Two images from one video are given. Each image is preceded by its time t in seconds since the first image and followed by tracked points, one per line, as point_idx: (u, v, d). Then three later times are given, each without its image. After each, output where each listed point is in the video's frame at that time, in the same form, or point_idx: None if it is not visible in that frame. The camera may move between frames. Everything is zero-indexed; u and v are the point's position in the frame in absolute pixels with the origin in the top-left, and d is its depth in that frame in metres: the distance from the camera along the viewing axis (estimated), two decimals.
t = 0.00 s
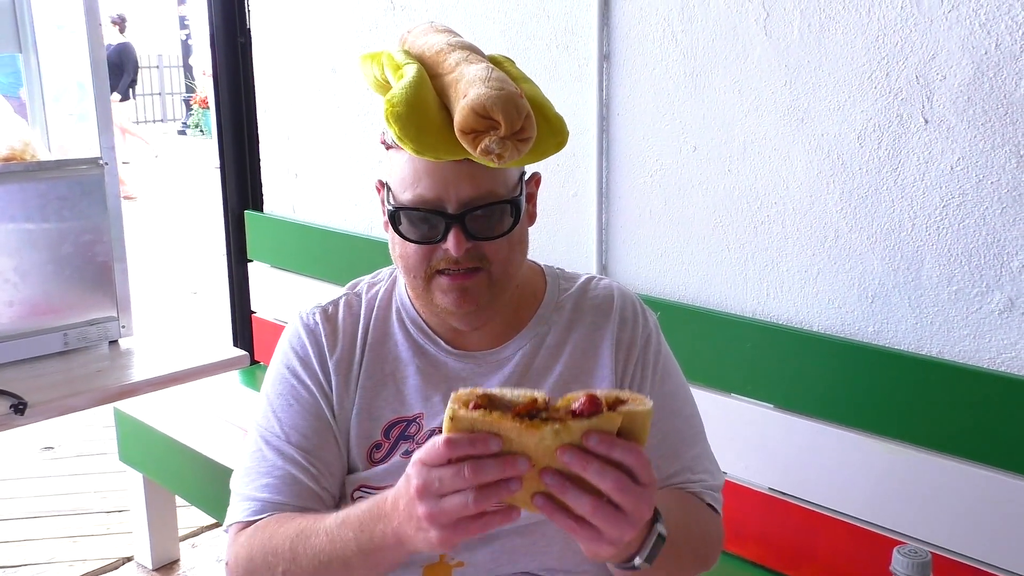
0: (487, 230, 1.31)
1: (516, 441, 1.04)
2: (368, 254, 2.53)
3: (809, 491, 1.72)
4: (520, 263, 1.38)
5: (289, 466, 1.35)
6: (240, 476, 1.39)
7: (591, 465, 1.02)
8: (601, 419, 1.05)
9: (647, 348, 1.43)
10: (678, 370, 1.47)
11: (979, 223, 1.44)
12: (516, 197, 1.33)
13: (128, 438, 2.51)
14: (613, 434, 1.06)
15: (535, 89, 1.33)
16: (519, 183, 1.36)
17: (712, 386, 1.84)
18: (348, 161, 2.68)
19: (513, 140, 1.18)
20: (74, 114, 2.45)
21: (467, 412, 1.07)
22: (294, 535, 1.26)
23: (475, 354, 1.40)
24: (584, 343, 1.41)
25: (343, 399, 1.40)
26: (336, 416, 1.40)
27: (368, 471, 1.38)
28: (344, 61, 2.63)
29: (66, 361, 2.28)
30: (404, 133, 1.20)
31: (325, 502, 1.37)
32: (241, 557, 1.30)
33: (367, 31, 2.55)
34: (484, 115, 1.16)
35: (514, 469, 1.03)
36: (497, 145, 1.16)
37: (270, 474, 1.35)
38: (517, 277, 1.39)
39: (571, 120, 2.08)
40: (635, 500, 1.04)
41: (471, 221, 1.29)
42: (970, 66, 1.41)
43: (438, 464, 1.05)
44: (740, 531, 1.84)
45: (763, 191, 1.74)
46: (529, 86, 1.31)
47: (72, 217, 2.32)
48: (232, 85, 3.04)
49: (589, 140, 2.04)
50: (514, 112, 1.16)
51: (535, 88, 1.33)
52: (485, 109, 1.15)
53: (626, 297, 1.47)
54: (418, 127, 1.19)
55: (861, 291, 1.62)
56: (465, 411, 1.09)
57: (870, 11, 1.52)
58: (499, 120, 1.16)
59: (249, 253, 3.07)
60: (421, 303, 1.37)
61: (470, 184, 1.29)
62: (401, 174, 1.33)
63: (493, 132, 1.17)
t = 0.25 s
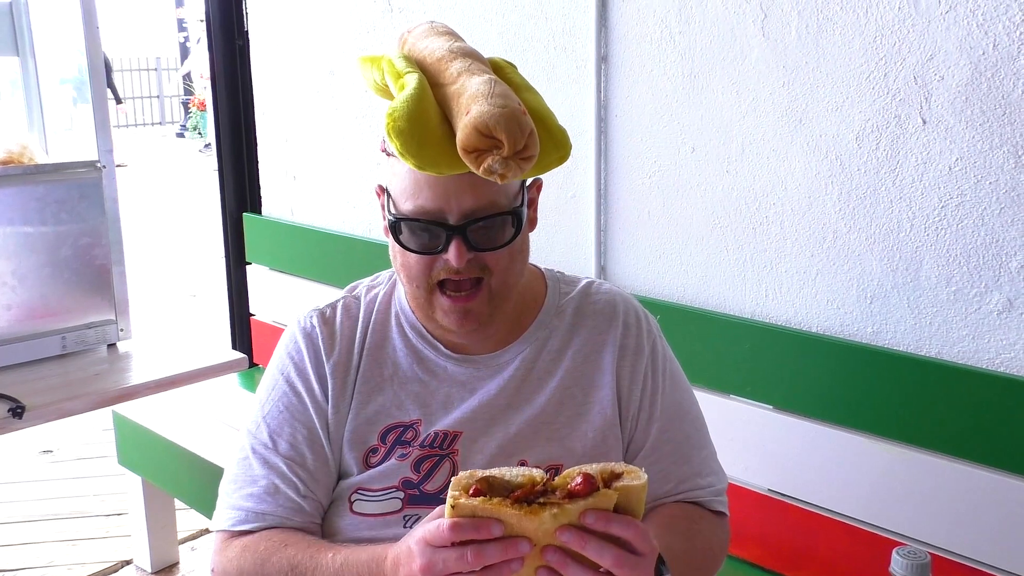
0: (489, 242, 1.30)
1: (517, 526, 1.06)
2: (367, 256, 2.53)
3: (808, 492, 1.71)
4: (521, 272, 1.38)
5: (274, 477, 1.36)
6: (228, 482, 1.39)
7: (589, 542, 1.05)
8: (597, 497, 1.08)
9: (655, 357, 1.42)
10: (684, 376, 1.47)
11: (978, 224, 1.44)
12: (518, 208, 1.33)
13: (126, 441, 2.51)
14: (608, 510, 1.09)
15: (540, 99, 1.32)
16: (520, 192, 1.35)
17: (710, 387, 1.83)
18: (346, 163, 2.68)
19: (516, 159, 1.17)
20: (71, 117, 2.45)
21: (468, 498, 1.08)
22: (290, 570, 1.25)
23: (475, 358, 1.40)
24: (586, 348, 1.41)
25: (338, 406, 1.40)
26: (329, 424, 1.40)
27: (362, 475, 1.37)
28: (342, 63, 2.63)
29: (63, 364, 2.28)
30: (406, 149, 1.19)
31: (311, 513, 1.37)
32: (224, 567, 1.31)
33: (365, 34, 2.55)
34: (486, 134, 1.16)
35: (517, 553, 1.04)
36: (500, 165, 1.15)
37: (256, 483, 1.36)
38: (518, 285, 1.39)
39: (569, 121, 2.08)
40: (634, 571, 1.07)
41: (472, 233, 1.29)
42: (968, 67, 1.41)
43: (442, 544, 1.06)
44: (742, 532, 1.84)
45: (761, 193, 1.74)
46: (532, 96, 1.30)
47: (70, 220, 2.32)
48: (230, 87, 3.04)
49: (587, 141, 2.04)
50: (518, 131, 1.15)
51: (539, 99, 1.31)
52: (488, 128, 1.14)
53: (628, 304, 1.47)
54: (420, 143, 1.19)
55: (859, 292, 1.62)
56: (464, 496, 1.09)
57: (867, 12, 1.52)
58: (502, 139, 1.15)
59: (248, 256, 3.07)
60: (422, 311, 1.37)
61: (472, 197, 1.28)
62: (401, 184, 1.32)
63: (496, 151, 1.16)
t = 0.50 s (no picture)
0: (487, 240, 1.30)
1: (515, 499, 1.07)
2: (365, 258, 2.53)
3: (807, 494, 1.71)
4: (521, 273, 1.37)
5: (275, 476, 1.36)
6: (229, 481, 1.40)
7: (589, 508, 1.06)
8: (593, 466, 1.09)
9: (656, 359, 1.42)
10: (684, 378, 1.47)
11: (976, 226, 1.44)
12: (517, 208, 1.33)
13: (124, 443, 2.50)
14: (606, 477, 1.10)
15: (540, 100, 1.32)
16: (520, 193, 1.35)
17: (709, 389, 1.83)
18: (345, 164, 2.68)
19: (513, 153, 1.17)
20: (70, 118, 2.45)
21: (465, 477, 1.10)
22: (293, 563, 1.26)
23: (475, 358, 1.39)
24: (587, 350, 1.41)
25: (338, 405, 1.40)
26: (329, 424, 1.40)
27: (363, 475, 1.37)
28: (341, 65, 2.63)
29: (61, 365, 2.29)
30: (404, 144, 1.19)
31: (312, 512, 1.37)
32: (224, 567, 1.32)
33: (363, 35, 2.55)
34: (483, 127, 1.16)
35: (517, 527, 1.05)
36: (495, 158, 1.15)
37: (258, 482, 1.36)
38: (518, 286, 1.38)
39: (567, 123, 2.08)
40: (636, 536, 1.07)
41: (470, 231, 1.29)
42: (966, 69, 1.41)
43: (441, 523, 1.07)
44: (740, 535, 1.84)
45: (759, 195, 1.74)
46: (531, 96, 1.31)
47: (68, 222, 2.32)
48: (228, 89, 3.04)
49: (585, 143, 2.03)
50: (514, 123, 1.15)
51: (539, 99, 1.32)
52: (484, 121, 1.14)
53: (629, 306, 1.47)
54: (417, 138, 1.19)
55: (858, 294, 1.62)
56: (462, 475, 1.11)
57: (866, 14, 1.52)
58: (498, 132, 1.15)
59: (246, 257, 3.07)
60: (422, 310, 1.37)
61: (471, 194, 1.28)
62: (401, 182, 1.32)
63: (492, 144, 1.16)
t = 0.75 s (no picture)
0: (484, 237, 1.30)
1: (508, 471, 1.07)
2: (365, 259, 2.52)
3: (807, 497, 1.71)
4: (519, 272, 1.37)
5: (275, 474, 1.35)
6: (230, 479, 1.39)
7: (581, 483, 1.05)
8: (586, 441, 1.09)
9: (657, 361, 1.42)
10: (686, 380, 1.46)
11: (977, 229, 1.44)
12: (515, 205, 1.32)
13: (123, 443, 2.49)
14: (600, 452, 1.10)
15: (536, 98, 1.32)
16: (519, 191, 1.34)
17: (710, 390, 1.83)
18: (344, 165, 2.67)
19: (502, 147, 1.17)
20: (69, 118, 2.45)
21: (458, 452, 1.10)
22: (295, 551, 1.26)
23: (474, 358, 1.39)
24: (588, 352, 1.40)
25: (338, 404, 1.39)
26: (329, 422, 1.39)
27: (362, 474, 1.37)
28: (341, 65, 2.62)
29: (60, 366, 2.28)
30: (396, 138, 1.19)
31: (312, 509, 1.36)
32: (226, 563, 1.31)
33: (363, 36, 2.55)
34: (472, 121, 1.16)
35: (511, 501, 1.05)
36: (484, 151, 1.15)
37: (258, 480, 1.36)
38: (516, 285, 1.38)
39: (567, 124, 2.07)
40: (629, 511, 1.06)
41: (466, 229, 1.28)
42: (967, 71, 1.41)
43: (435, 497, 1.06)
44: (739, 537, 1.83)
45: (761, 196, 1.73)
46: (528, 94, 1.31)
47: (67, 222, 2.31)
48: (229, 89, 3.04)
49: (586, 144, 2.03)
50: (503, 117, 1.15)
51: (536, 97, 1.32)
52: (474, 115, 1.15)
53: (630, 308, 1.46)
54: (409, 131, 1.19)
55: (859, 297, 1.62)
56: (455, 450, 1.11)
57: (867, 16, 1.52)
58: (488, 125, 1.16)
59: (246, 258, 3.06)
60: (419, 308, 1.36)
61: (467, 193, 1.28)
62: (398, 180, 1.32)
63: (481, 137, 1.16)
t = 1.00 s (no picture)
0: (482, 237, 1.29)
1: (507, 473, 1.07)
2: (364, 260, 2.52)
3: (807, 500, 1.70)
4: (518, 272, 1.36)
5: (274, 475, 1.35)
6: (228, 481, 1.39)
7: (581, 485, 1.05)
8: (586, 443, 1.09)
9: (656, 364, 1.42)
10: (685, 383, 1.46)
11: (977, 232, 1.43)
12: (513, 205, 1.31)
13: (121, 444, 2.49)
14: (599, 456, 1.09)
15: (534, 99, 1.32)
16: (518, 191, 1.34)
17: (709, 393, 1.83)
18: (344, 166, 2.67)
19: (499, 144, 1.17)
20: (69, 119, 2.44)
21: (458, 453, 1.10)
22: (293, 553, 1.25)
23: (473, 360, 1.39)
24: (588, 354, 1.40)
25: (336, 405, 1.39)
26: (327, 424, 1.39)
27: (360, 475, 1.36)
28: (341, 66, 2.62)
29: (58, 367, 2.27)
30: (393, 135, 1.19)
31: (310, 511, 1.36)
32: (226, 566, 1.31)
33: (363, 37, 2.55)
34: (469, 117, 1.16)
35: (510, 503, 1.04)
36: (480, 146, 1.14)
37: (257, 482, 1.35)
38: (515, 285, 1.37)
39: (567, 125, 2.07)
40: (629, 515, 1.05)
41: (464, 228, 1.28)
42: (968, 74, 1.41)
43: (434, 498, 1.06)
44: (738, 541, 1.83)
45: (761, 199, 1.73)
46: (527, 94, 1.30)
47: (67, 223, 2.31)
48: (228, 90, 3.04)
49: (585, 146, 2.03)
50: (500, 114, 1.15)
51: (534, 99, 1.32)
52: (470, 110, 1.15)
53: (630, 311, 1.46)
54: (407, 128, 1.19)
55: (858, 299, 1.61)
56: (455, 452, 1.11)
57: (868, 18, 1.51)
58: (484, 121, 1.15)
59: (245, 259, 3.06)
60: (418, 309, 1.36)
61: (464, 190, 1.28)
62: (396, 180, 1.32)
63: (478, 133, 1.16)
